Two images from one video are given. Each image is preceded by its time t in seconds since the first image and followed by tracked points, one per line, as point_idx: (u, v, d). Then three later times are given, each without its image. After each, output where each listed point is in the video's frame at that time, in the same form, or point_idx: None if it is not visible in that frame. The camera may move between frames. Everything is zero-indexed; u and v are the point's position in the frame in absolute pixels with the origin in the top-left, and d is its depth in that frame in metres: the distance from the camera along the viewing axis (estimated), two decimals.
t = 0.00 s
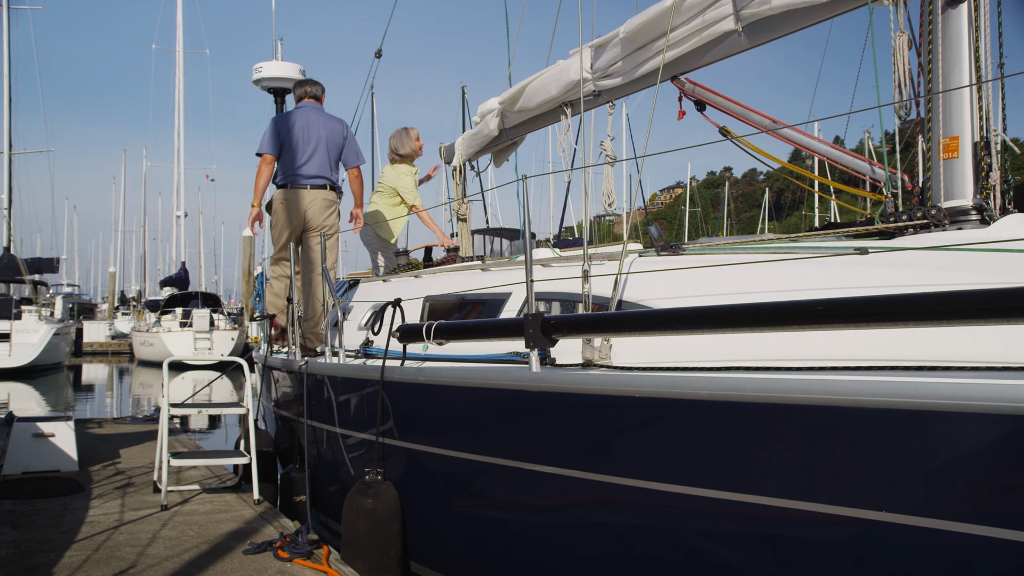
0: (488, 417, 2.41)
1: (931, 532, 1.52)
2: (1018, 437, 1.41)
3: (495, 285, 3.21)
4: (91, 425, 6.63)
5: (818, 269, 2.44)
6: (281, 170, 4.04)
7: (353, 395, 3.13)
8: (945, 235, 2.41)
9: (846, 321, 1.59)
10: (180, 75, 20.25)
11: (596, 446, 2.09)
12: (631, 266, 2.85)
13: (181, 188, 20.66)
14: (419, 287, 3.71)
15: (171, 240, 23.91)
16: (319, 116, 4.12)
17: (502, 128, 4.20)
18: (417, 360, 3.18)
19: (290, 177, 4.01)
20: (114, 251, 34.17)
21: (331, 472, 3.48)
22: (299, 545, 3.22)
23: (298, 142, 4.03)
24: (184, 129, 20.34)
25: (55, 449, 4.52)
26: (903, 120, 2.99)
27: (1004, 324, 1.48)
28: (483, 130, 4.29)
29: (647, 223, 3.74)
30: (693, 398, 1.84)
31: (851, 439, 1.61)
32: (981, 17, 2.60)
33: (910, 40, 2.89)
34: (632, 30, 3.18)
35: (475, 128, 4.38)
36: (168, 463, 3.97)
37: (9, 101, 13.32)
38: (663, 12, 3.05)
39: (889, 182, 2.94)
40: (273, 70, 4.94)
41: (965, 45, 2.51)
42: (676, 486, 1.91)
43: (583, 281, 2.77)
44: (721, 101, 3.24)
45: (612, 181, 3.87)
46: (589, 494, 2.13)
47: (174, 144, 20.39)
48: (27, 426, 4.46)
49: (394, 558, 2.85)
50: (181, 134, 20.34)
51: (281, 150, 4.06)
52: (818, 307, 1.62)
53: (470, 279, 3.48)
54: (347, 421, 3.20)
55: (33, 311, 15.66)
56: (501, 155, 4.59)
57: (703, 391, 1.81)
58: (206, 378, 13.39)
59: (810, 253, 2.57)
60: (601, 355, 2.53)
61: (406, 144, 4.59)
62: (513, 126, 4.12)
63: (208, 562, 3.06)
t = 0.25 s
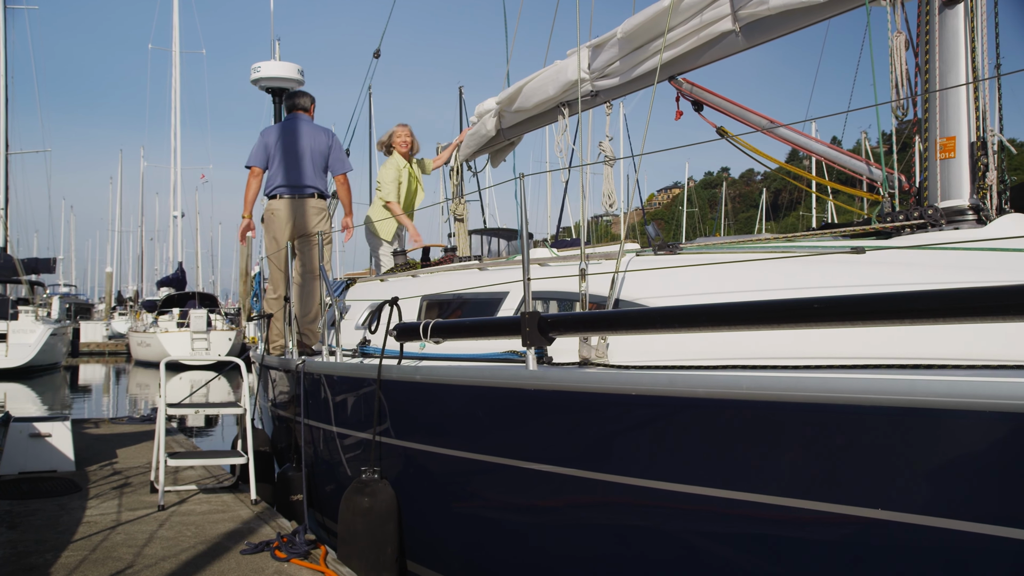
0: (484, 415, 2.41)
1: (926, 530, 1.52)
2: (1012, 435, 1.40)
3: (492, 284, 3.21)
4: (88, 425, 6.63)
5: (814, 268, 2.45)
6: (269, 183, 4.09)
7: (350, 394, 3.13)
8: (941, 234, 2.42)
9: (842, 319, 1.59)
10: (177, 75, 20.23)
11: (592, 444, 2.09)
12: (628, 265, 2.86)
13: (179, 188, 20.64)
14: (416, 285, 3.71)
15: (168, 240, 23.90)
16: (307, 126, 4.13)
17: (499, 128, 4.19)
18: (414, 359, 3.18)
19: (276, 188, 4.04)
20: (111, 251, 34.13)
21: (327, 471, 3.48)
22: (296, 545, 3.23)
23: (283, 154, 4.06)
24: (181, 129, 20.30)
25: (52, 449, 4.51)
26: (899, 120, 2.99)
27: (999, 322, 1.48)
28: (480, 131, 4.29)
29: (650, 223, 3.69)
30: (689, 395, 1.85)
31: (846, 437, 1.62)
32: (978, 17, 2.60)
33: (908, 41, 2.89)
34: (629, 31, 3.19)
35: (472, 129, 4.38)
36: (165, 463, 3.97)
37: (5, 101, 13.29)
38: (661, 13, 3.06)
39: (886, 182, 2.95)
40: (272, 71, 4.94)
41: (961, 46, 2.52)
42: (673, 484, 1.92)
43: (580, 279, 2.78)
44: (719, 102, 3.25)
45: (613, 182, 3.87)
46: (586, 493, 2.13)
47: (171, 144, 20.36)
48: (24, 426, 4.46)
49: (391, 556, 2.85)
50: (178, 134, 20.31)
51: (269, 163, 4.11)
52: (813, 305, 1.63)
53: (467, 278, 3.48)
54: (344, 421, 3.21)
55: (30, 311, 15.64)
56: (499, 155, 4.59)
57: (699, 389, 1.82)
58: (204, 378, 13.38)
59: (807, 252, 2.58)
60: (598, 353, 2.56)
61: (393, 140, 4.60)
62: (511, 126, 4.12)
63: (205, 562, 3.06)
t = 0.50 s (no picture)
0: (481, 414, 2.42)
1: (921, 528, 1.53)
2: (1006, 433, 1.41)
3: (490, 284, 3.22)
4: (86, 425, 6.63)
5: (811, 267, 2.45)
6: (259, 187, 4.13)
7: (348, 394, 3.13)
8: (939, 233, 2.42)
9: (837, 317, 1.60)
10: (175, 74, 20.21)
11: (590, 442, 2.10)
12: (626, 264, 2.86)
13: (177, 187, 20.61)
14: (414, 285, 3.70)
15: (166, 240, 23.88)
16: (301, 132, 4.17)
17: (501, 128, 4.19)
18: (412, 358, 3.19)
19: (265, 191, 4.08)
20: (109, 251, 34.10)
21: (325, 470, 3.49)
22: (294, 545, 3.23)
23: (275, 153, 4.09)
24: (179, 129, 20.28)
25: (50, 449, 4.51)
26: (899, 120, 3.00)
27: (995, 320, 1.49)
28: (481, 131, 4.29)
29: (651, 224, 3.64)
30: (686, 393, 1.86)
31: (842, 435, 1.63)
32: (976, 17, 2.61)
33: (906, 41, 2.90)
34: (630, 31, 3.19)
35: (473, 129, 4.39)
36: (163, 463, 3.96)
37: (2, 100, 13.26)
38: (660, 14, 3.06)
39: (884, 182, 2.96)
40: (271, 70, 4.94)
41: (959, 46, 2.52)
42: (669, 482, 1.93)
43: (578, 278, 2.78)
44: (719, 102, 3.25)
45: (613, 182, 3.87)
46: (583, 491, 2.14)
47: (169, 144, 20.33)
48: (22, 427, 4.45)
49: (388, 555, 2.86)
50: (175, 134, 20.28)
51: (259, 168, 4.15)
52: (810, 303, 1.64)
53: (465, 278, 3.48)
54: (342, 421, 3.21)
55: (28, 312, 15.63)
56: (500, 156, 4.59)
57: (695, 386, 1.83)
58: (202, 378, 13.37)
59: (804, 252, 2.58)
60: (596, 352, 2.55)
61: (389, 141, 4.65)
62: (512, 126, 4.12)
63: (204, 562, 3.06)
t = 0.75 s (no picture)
0: (479, 413, 2.42)
1: (918, 526, 1.53)
2: (1002, 431, 1.42)
3: (489, 283, 3.22)
4: (85, 425, 6.63)
5: (809, 267, 2.46)
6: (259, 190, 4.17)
7: (347, 394, 3.13)
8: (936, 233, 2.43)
9: (834, 316, 1.61)
10: (173, 74, 20.20)
11: (587, 441, 2.10)
12: (624, 263, 2.87)
13: (175, 188, 20.60)
14: (412, 284, 3.70)
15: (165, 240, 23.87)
16: (297, 134, 4.15)
17: (502, 129, 4.19)
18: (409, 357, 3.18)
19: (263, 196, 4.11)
20: (108, 252, 34.09)
21: (323, 470, 3.49)
22: (293, 545, 3.23)
23: (272, 157, 4.10)
24: (177, 129, 20.27)
25: (49, 449, 4.51)
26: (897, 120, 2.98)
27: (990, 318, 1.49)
28: (483, 131, 4.29)
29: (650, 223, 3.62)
30: (683, 392, 1.86)
31: (838, 433, 1.63)
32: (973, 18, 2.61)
33: (904, 41, 2.90)
34: (630, 31, 3.19)
35: (476, 130, 4.39)
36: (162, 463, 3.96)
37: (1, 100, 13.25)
38: (657, 15, 3.07)
39: (882, 182, 2.96)
40: (271, 70, 4.94)
41: (956, 46, 2.53)
42: (667, 481, 1.93)
43: (576, 277, 2.79)
44: (719, 102, 3.26)
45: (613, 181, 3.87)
46: (581, 490, 2.14)
47: (167, 144, 20.31)
48: (21, 427, 4.45)
49: (385, 554, 2.85)
50: (174, 134, 20.27)
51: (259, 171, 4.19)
52: (806, 302, 1.64)
53: (463, 277, 3.49)
54: (341, 421, 3.21)
55: (27, 312, 15.63)
56: (501, 157, 4.58)
57: (691, 385, 1.84)
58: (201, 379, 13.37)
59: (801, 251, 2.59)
60: (593, 351, 2.55)
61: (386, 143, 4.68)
62: (514, 126, 4.12)
63: (203, 562, 3.06)
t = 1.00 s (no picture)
0: (477, 413, 2.42)
1: (914, 524, 1.54)
2: (998, 430, 1.43)
3: (487, 283, 3.22)
4: (84, 425, 6.64)
5: (806, 266, 2.46)
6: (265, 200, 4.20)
7: (345, 394, 3.13)
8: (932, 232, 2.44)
9: (830, 315, 1.61)
10: (173, 75, 20.22)
11: (585, 440, 2.11)
12: (621, 263, 2.87)
13: (174, 188, 20.60)
14: (410, 284, 3.70)
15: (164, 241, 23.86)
16: (299, 142, 4.15)
17: (503, 129, 4.20)
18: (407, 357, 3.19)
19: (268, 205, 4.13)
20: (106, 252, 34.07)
21: (321, 469, 3.49)
22: (292, 545, 3.23)
23: (277, 167, 4.12)
24: (176, 130, 20.27)
25: (48, 449, 4.51)
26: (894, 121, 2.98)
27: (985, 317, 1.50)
28: (485, 132, 4.29)
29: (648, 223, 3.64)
30: (680, 391, 1.87)
31: (835, 432, 1.64)
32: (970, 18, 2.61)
33: (901, 41, 2.91)
34: (629, 32, 3.20)
35: (478, 130, 4.39)
36: (161, 464, 3.96)
37: None
38: (655, 16, 3.08)
39: (879, 182, 2.97)
40: (270, 71, 4.94)
41: (953, 46, 2.53)
42: (664, 480, 1.93)
43: (573, 277, 2.79)
44: (719, 103, 3.26)
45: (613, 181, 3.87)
46: (578, 489, 2.14)
47: (166, 145, 20.32)
48: (20, 427, 4.45)
49: (383, 554, 2.86)
50: (173, 134, 20.27)
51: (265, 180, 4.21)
52: (802, 301, 1.64)
53: (461, 277, 3.49)
54: (339, 421, 3.21)
55: (26, 312, 15.62)
56: (503, 158, 4.58)
57: (688, 384, 1.84)
58: (200, 379, 13.37)
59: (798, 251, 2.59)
60: (590, 351, 2.54)
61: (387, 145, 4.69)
62: (515, 127, 4.12)
63: (201, 561, 3.06)
